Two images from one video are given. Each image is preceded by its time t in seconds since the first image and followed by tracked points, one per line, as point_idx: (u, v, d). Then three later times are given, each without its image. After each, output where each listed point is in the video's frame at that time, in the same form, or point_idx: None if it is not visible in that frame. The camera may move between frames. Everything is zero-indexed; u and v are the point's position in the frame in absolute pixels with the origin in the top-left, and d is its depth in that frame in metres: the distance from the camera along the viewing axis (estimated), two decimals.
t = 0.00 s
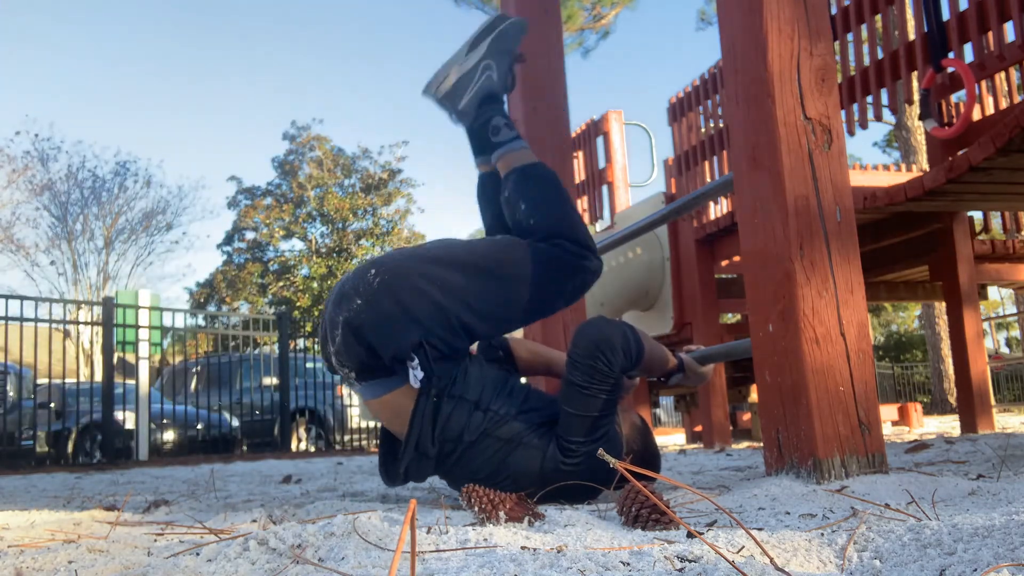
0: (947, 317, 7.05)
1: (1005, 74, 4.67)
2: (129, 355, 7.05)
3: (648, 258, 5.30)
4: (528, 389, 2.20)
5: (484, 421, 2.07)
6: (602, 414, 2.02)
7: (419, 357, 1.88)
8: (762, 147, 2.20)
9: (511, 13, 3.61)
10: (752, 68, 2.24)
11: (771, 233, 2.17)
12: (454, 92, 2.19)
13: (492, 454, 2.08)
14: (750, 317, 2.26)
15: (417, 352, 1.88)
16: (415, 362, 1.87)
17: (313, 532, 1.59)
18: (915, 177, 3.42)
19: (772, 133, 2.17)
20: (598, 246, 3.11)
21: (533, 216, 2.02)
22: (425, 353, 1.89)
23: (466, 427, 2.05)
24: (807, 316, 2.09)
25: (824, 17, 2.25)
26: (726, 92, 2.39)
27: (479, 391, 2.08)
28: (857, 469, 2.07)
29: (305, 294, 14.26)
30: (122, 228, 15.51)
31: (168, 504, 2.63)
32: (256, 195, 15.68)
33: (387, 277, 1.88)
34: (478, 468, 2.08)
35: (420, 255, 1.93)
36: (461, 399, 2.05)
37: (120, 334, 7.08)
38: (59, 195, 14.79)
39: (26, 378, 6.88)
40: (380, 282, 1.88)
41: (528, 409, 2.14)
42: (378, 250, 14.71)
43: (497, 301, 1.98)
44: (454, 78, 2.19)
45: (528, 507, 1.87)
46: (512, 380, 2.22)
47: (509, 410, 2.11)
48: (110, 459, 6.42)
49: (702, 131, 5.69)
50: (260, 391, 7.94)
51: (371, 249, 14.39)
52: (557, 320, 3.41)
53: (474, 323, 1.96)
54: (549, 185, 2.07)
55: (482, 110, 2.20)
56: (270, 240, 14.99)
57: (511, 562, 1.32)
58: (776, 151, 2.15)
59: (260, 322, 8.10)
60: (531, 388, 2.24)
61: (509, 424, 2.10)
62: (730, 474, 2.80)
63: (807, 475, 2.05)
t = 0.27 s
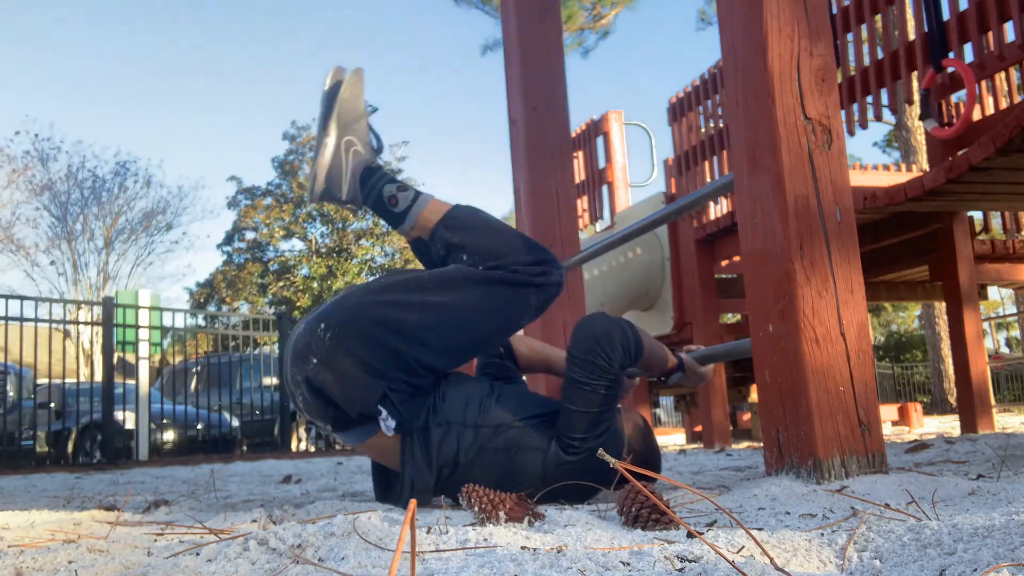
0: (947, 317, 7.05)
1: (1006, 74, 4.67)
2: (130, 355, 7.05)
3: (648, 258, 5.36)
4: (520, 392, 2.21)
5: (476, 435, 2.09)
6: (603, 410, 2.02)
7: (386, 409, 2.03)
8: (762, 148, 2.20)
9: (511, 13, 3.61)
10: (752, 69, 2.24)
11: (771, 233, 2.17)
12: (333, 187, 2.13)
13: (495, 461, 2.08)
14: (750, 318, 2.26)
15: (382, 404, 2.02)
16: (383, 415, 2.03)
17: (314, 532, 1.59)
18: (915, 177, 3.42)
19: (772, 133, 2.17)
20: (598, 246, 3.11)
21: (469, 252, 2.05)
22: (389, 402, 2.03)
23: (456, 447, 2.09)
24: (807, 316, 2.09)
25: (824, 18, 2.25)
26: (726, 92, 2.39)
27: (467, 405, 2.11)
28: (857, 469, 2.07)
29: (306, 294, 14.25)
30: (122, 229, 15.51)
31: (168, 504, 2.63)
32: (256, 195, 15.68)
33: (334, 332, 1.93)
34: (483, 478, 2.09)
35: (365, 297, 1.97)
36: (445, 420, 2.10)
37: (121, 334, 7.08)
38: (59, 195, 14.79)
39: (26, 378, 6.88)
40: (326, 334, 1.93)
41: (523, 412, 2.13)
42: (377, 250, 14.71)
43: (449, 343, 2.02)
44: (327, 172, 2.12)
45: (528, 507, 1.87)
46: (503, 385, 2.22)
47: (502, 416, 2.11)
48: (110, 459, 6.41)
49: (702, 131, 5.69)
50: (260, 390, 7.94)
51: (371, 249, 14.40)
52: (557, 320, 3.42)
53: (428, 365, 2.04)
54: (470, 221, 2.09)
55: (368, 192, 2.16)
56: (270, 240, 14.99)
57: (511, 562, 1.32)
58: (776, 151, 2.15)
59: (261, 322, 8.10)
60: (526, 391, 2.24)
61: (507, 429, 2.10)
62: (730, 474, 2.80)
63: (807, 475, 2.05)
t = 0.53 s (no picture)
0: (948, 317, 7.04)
1: (1006, 73, 4.67)
2: (129, 355, 7.04)
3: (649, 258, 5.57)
4: (510, 400, 2.28)
5: (469, 449, 2.14)
6: (601, 406, 2.08)
7: (369, 471, 1.99)
8: (761, 147, 2.20)
9: (511, 12, 3.61)
10: (752, 68, 2.24)
11: (770, 234, 2.17)
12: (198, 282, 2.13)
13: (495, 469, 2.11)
14: (750, 318, 2.26)
15: (365, 470, 1.98)
16: (371, 477, 1.99)
17: (314, 532, 1.60)
18: (915, 177, 3.43)
19: (772, 133, 2.17)
20: (598, 246, 3.12)
21: (360, 283, 1.98)
22: (371, 464, 2.00)
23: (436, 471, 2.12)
24: (807, 316, 2.09)
25: (824, 17, 2.25)
26: (726, 92, 2.39)
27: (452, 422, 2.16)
28: (857, 469, 2.07)
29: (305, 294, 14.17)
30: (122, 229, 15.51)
31: (168, 504, 2.62)
32: (256, 195, 15.68)
33: (282, 427, 1.91)
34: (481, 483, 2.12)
35: (299, 363, 1.95)
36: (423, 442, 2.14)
37: (120, 334, 7.07)
38: (59, 195, 14.79)
39: (26, 378, 6.88)
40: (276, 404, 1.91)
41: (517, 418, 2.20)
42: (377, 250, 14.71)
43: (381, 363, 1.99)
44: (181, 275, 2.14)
45: (528, 507, 1.87)
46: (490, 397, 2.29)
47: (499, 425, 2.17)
48: (110, 459, 6.41)
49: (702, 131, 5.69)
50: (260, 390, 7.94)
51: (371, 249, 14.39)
52: (558, 320, 3.43)
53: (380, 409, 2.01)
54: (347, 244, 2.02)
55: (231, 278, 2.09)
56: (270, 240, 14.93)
57: (511, 562, 1.32)
58: (776, 151, 2.15)
59: (260, 322, 8.09)
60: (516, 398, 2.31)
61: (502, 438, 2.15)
62: (730, 474, 2.80)
63: (807, 475, 2.05)
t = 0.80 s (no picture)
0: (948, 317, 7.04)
1: (1006, 74, 4.67)
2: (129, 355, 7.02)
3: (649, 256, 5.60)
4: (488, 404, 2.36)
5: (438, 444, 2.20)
6: (587, 416, 2.18)
7: (268, 437, 2.01)
8: (761, 147, 2.20)
9: (511, 12, 3.61)
10: (753, 68, 2.24)
11: (770, 234, 2.17)
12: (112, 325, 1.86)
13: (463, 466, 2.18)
14: (750, 318, 2.26)
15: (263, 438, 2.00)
16: (277, 439, 2.02)
17: (314, 532, 1.60)
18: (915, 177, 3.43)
19: (772, 133, 2.17)
20: (598, 246, 3.11)
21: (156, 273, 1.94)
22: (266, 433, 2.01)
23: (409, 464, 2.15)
24: (807, 316, 2.09)
25: (824, 18, 2.25)
26: (726, 92, 2.39)
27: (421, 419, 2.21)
28: (857, 469, 2.07)
29: (305, 294, 13.94)
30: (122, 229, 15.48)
31: (167, 505, 2.62)
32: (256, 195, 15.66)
33: (164, 427, 1.91)
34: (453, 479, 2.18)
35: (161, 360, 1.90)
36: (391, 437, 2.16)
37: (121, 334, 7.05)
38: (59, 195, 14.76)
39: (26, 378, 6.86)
40: (178, 450, 1.95)
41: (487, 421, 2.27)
42: (378, 250, 14.70)
43: (225, 362, 1.99)
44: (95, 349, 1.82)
45: (528, 506, 1.87)
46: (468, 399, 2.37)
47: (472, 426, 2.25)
48: (109, 459, 6.39)
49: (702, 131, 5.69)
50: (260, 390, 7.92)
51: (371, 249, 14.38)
52: (557, 321, 3.43)
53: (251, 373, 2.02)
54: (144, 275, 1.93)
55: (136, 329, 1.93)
56: (270, 240, 14.76)
57: (511, 562, 1.32)
58: (776, 151, 2.15)
59: (261, 322, 8.07)
60: (493, 404, 2.39)
61: (471, 437, 2.23)
62: (730, 474, 2.80)
63: (807, 475, 2.05)
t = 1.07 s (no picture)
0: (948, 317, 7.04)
1: (1006, 74, 4.67)
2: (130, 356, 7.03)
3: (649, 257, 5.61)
4: (488, 406, 2.35)
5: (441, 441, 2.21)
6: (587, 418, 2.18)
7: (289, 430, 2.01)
8: (761, 147, 2.20)
9: (511, 13, 3.61)
10: (753, 68, 2.24)
11: (771, 234, 2.17)
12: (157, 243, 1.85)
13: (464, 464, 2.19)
14: (750, 318, 2.25)
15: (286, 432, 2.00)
16: (294, 432, 2.02)
17: (314, 533, 1.61)
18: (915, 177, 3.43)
19: (772, 133, 2.17)
20: (598, 246, 3.11)
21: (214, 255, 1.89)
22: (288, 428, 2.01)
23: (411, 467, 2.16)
24: (807, 316, 2.09)
25: (824, 18, 2.25)
26: (726, 92, 2.39)
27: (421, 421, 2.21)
28: (857, 468, 2.07)
29: (304, 294, 13.89)
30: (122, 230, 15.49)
31: (168, 504, 2.61)
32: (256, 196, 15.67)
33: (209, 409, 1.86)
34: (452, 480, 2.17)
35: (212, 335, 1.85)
36: (392, 438, 2.16)
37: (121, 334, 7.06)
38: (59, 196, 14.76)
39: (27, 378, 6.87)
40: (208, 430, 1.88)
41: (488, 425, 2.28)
42: (378, 250, 14.70)
43: (261, 344, 1.94)
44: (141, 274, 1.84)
45: (528, 506, 1.87)
46: (468, 400, 2.36)
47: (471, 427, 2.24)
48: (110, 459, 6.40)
49: (702, 131, 5.69)
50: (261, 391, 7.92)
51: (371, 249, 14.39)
52: (557, 320, 3.44)
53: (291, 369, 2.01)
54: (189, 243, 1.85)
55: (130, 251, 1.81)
56: (270, 241, 14.59)
57: (511, 562, 1.32)
58: (776, 151, 2.15)
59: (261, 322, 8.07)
60: (494, 405, 2.39)
61: (471, 438, 2.23)
62: (730, 474, 2.80)
63: (807, 475, 2.05)
